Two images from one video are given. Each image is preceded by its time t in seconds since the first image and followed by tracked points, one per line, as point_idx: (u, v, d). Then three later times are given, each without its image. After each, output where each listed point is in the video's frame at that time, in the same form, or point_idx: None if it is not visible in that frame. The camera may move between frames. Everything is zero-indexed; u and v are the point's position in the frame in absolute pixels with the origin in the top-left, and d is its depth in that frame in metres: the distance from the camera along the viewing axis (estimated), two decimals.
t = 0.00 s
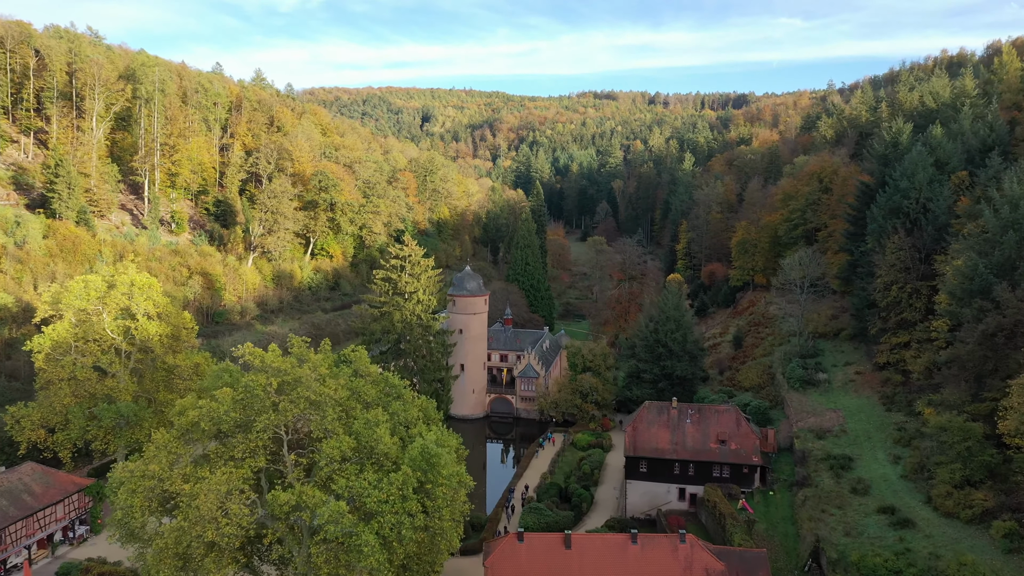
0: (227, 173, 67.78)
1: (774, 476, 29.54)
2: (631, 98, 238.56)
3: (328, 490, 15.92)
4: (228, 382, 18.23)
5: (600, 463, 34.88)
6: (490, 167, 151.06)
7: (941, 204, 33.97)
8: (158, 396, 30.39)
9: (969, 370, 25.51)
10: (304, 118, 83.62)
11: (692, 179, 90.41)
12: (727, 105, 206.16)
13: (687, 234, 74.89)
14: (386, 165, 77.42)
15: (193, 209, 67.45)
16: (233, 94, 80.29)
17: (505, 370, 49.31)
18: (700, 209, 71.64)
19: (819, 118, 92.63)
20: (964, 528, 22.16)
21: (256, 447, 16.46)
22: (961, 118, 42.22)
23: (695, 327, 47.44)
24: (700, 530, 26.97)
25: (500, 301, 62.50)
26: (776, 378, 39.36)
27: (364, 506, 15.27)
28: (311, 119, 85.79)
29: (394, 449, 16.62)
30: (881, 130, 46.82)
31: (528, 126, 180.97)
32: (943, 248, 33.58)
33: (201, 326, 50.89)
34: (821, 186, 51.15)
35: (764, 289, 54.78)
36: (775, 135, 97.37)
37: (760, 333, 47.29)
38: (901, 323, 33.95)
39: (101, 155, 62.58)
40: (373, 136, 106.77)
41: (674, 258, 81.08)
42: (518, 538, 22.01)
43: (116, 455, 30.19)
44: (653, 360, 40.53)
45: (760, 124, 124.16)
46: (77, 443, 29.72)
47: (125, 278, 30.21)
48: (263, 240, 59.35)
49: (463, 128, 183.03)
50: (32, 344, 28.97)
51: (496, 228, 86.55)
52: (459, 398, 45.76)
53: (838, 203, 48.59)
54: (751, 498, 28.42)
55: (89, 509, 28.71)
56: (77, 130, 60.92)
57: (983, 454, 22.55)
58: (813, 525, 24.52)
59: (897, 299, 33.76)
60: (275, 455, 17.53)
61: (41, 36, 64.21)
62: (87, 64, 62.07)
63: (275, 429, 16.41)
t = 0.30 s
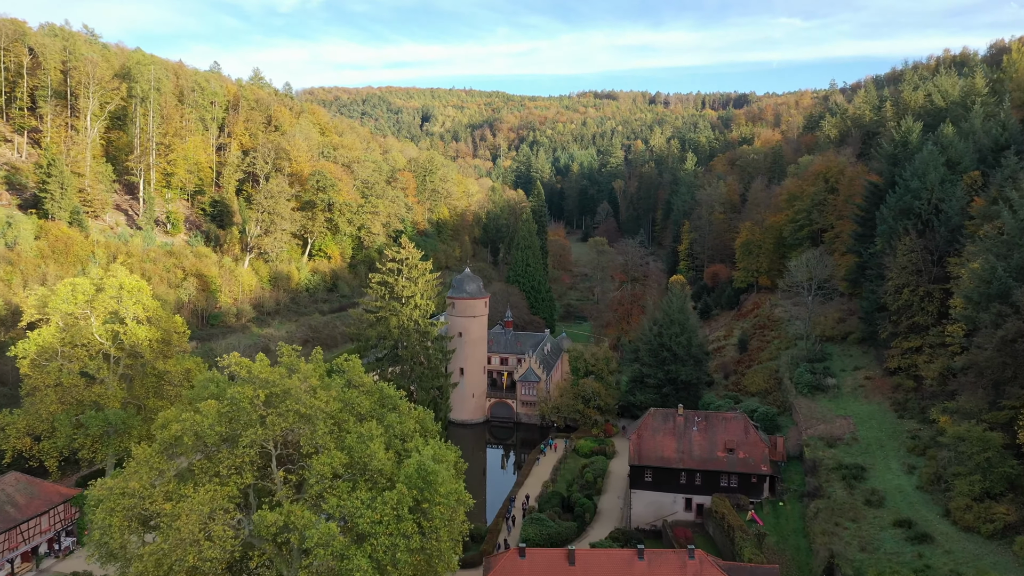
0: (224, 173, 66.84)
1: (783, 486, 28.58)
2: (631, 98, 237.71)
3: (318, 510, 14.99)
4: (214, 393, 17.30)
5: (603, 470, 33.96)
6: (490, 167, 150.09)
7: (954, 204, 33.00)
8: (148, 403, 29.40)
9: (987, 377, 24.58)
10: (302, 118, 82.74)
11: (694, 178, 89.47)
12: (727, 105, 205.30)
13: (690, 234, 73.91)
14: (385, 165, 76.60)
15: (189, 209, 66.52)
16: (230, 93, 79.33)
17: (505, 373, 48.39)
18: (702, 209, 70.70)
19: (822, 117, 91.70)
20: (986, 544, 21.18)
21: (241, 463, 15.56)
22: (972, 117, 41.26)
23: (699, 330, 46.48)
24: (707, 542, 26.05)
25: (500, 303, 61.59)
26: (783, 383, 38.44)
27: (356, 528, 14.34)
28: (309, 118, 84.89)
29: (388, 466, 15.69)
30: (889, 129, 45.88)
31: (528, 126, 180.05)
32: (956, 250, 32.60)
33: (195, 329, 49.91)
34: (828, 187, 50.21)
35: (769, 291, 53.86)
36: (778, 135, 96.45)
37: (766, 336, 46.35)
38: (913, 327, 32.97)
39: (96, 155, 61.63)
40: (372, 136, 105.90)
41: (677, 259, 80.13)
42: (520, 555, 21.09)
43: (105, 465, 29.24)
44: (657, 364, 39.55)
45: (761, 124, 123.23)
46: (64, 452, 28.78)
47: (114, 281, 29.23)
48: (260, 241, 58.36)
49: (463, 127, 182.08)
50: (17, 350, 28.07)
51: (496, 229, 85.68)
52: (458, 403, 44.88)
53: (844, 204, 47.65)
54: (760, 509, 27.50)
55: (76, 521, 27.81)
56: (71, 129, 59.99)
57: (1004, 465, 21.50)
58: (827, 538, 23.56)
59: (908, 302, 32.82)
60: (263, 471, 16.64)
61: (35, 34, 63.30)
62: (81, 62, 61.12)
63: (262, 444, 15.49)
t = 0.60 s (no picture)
0: (220, 173, 65.87)
1: (794, 497, 27.62)
2: (632, 98, 236.94)
3: (307, 533, 14.04)
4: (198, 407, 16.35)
5: (606, 479, 33.02)
6: (490, 167, 149.12)
7: (968, 205, 32.03)
8: (136, 411, 28.36)
9: (1007, 384, 23.59)
10: (300, 117, 81.83)
11: (697, 179, 88.52)
12: (728, 105, 204.57)
13: (692, 235, 72.97)
14: (383, 165, 75.73)
15: (185, 209, 65.51)
16: (227, 92, 78.38)
17: (506, 377, 47.42)
18: (705, 210, 69.72)
19: (825, 117, 90.76)
20: (1009, 561, 20.16)
21: (226, 482, 14.61)
22: (984, 115, 40.28)
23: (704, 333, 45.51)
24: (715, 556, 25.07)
25: (500, 305, 60.62)
26: (791, 388, 37.49)
27: (347, 553, 13.38)
28: (307, 117, 83.98)
29: (382, 484, 14.75)
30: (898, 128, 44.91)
31: (528, 126, 179.14)
32: (971, 252, 31.57)
33: (189, 332, 48.84)
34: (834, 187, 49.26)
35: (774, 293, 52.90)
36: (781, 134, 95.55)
37: (772, 339, 45.39)
38: (925, 331, 31.98)
39: (90, 154, 60.63)
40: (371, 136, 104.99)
41: (679, 260, 79.21)
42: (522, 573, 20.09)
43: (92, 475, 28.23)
44: (661, 369, 38.54)
45: (763, 124, 122.30)
46: (49, 461, 27.77)
47: (101, 285, 28.28)
48: (256, 242, 57.40)
49: (463, 127, 181.16)
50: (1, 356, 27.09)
51: (496, 229, 84.81)
52: (457, 408, 43.97)
53: (852, 205, 46.68)
54: (770, 521, 26.53)
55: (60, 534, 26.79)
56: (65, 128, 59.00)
57: None
58: (842, 554, 22.58)
59: (920, 306, 31.85)
60: (249, 489, 15.70)
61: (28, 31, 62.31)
62: (75, 60, 60.16)
63: (247, 461, 14.55)
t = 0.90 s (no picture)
0: (216, 173, 64.86)
1: (805, 509, 26.65)
2: (632, 97, 235.98)
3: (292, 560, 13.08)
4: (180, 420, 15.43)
5: (610, 488, 32.09)
6: (489, 167, 148.11)
7: (983, 206, 31.03)
8: (124, 419, 27.36)
9: None
10: (298, 116, 80.85)
11: (699, 178, 87.58)
12: (728, 105, 203.80)
13: (694, 236, 72.03)
14: (382, 165, 74.83)
15: (181, 210, 64.44)
16: (224, 91, 77.37)
17: (506, 381, 46.45)
18: (708, 210, 68.73)
19: (829, 116, 89.84)
20: None
21: (207, 504, 13.64)
22: (996, 114, 39.29)
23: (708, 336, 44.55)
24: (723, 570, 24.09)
25: (501, 307, 59.66)
26: (799, 394, 36.53)
27: None
28: (305, 117, 83.00)
29: (375, 506, 13.81)
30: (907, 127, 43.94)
31: (528, 126, 178.18)
32: (986, 254, 30.63)
33: (183, 334, 47.82)
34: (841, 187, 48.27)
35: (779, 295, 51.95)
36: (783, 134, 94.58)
37: (778, 342, 44.42)
38: (939, 335, 31.01)
39: (84, 154, 59.59)
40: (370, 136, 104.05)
41: (681, 261, 78.23)
42: None
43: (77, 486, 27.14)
44: (666, 374, 37.56)
45: (764, 123, 121.36)
46: (32, 473, 26.67)
47: (88, 288, 27.32)
48: (252, 243, 56.39)
49: (462, 127, 180.17)
50: None
51: (497, 230, 84.03)
52: (457, 413, 43.02)
53: (859, 205, 45.72)
54: (781, 534, 25.56)
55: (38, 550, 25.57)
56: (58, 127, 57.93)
57: None
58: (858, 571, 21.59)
59: (934, 310, 30.87)
60: (233, 510, 14.73)
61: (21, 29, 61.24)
62: (68, 58, 59.15)
63: (230, 481, 13.59)
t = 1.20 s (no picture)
0: (213, 173, 63.81)
1: (817, 522, 25.63)
2: (633, 97, 235.05)
3: None
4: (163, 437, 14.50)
5: (614, 498, 31.10)
6: (489, 167, 147.10)
7: (1000, 207, 30.04)
8: (112, 428, 26.34)
9: None
10: (296, 115, 79.85)
11: (701, 178, 86.58)
12: (730, 104, 203.00)
13: (697, 236, 71.06)
14: (381, 165, 73.92)
15: (176, 210, 63.39)
16: (220, 89, 76.35)
17: (506, 385, 45.50)
18: (711, 211, 67.73)
19: (832, 116, 88.89)
20: None
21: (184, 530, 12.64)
22: (1010, 112, 38.28)
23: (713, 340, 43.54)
24: None
25: (501, 309, 58.62)
26: (808, 400, 35.54)
27: None
28: (303, 116, 82.01)
29: (366, 531, 12.87)
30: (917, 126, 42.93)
31: (529, 125, 177.24)
32: (1003, 257, 29.63)
33: (177, 338, 46.75)
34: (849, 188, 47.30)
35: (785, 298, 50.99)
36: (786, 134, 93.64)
37: (785, 346, 43.45)
38: (954, 341, 30.02)
39: (77, 153, 58.48)
40: (369, 135, 103.14)
41: (683, 262, 77.28)
42: None
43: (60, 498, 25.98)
44: (671, 380, 36.55)
45: (766, 123, 120.37)
46: (12, 485, 25.55)
47: (73, 292, 26.30)
48: (248, 244, 55.29)
49: (462, 127, 179.23)
50: None
51: (497, 231, 83.18)
52: (456, 418, 42.02)
53: (867, 206, 44.71)
54: (793, 548, 24.55)
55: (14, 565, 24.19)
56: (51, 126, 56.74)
57: None
58: None
59: (948, 314, 29.87)
60: (215, 534, 13.75)
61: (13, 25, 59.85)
62: (62, 56, 58.02)
63: (210, 504, 12.61)
